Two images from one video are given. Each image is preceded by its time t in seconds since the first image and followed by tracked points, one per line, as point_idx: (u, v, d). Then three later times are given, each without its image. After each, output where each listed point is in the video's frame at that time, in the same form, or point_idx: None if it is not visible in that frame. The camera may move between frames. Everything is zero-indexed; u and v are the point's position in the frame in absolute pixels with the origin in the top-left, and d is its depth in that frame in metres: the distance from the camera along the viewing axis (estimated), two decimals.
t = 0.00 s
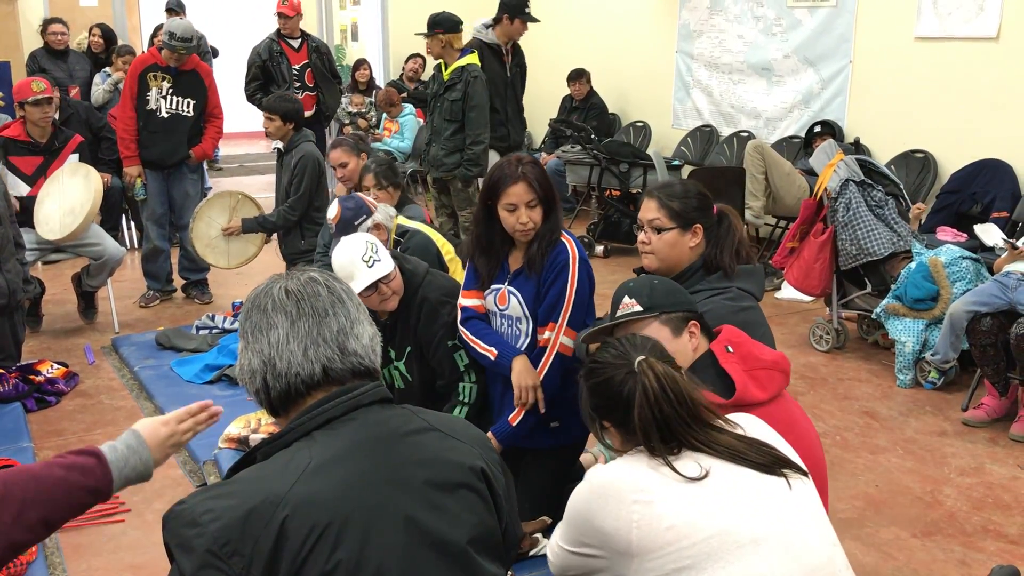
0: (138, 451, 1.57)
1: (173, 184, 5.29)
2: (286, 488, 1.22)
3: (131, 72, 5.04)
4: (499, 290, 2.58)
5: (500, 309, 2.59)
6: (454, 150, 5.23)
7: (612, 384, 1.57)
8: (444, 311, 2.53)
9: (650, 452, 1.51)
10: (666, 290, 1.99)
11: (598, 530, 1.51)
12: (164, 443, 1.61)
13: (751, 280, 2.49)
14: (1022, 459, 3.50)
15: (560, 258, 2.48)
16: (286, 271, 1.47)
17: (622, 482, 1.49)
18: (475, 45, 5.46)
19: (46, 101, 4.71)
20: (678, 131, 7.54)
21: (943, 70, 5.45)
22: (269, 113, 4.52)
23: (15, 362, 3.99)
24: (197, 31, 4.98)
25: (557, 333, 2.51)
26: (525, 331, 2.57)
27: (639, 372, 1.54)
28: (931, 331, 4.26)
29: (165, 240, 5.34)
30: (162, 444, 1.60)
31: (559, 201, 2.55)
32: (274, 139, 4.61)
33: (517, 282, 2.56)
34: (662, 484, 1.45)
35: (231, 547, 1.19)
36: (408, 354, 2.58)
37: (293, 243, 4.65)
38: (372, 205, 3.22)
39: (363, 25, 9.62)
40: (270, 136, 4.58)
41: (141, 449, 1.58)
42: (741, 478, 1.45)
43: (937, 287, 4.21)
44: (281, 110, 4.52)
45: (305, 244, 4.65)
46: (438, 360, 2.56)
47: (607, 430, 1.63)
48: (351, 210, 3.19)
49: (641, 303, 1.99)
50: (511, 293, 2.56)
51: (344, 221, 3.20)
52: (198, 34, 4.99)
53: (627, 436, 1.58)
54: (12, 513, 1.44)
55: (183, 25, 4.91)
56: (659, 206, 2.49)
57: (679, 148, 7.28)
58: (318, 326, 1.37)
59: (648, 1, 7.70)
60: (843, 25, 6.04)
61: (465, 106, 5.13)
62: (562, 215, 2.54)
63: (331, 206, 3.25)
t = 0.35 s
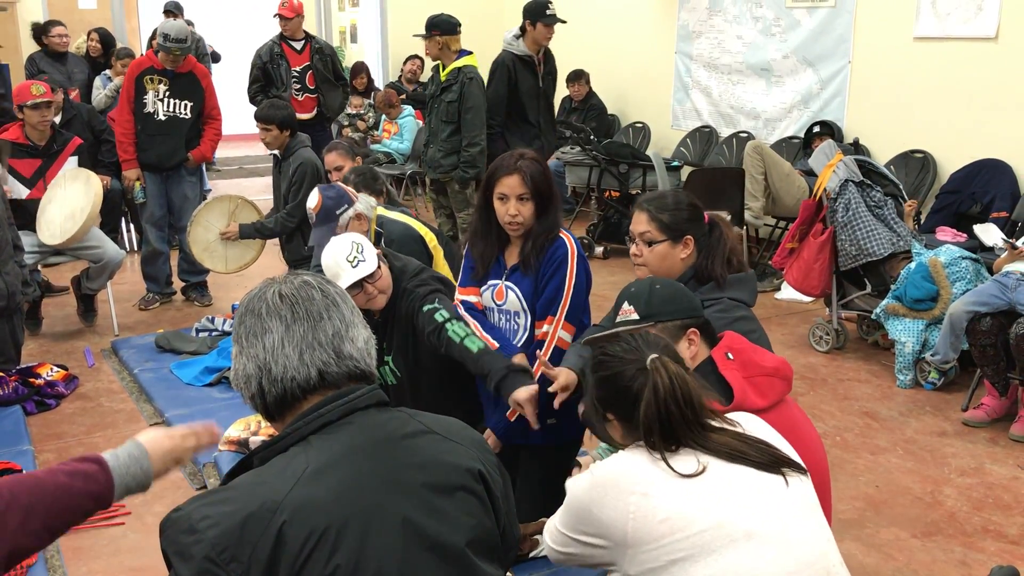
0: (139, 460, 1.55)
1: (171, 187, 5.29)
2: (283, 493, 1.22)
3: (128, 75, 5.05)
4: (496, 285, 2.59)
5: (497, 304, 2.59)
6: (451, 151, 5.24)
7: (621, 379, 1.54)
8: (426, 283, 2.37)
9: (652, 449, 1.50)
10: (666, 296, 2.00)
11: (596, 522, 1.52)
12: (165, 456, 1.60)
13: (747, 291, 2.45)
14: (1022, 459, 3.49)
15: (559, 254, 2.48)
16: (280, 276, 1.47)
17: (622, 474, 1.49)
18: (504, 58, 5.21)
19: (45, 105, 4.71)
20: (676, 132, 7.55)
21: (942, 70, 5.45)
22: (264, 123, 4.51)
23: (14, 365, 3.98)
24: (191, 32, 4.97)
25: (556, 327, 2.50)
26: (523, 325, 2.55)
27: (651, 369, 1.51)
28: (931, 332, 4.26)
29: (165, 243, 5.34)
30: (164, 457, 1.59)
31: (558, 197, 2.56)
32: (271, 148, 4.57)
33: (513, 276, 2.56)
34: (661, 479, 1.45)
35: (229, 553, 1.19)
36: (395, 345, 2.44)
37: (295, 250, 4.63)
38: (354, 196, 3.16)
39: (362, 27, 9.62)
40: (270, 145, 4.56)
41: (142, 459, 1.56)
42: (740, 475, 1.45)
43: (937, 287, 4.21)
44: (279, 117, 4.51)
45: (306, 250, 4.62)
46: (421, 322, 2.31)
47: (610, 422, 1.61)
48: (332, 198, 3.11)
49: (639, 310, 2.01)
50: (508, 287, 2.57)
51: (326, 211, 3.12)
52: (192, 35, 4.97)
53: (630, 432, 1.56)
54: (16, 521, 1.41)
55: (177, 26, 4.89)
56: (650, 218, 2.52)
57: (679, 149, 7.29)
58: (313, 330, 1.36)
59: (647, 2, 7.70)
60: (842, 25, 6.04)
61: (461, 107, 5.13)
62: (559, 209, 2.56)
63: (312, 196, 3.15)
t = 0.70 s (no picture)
0: (141, 508, 1.57)
1: (173, 189, 5.30)
2: (285, 495, 1.22)
3: (129, 78, 5.05)
4: (503, 281, 2.60)
5: (505, 300, 2.61)
6: (452, 152, 5.24)
7: (629, 376, 1.56)
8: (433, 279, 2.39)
9: (661, 446, 1.50)
10: (634, 308, 1.99)
11: (601, 526, 1.51)
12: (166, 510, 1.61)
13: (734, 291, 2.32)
14: None
15: (566, 250, 2.48)
16: (280, 277, 1.47)
17: (629, 477, 1.49)
18: (543, 50, 4.96)
19: (47, 108, 4.72)
20: (678, 132, 7.54)
21: (944, 70, 5.44)
22: (261, 136, 4.54)
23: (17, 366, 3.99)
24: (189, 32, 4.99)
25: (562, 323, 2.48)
26: (530, 320, 2.56)
27: (660, 366, 1.53)
28: (933, 332, 4.25)
29: (167, 244, 5.35)
30: (165, 511, 1.61)
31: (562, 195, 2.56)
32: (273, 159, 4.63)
33: (520, 271, 2.57)
34: (667, 481, 1.46)
35: (231, 555, 1.20)
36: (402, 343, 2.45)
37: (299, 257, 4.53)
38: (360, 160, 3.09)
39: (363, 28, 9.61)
40: (269, 158, 4.62)
41: (145, 508, 1.58)
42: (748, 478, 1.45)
43: (939, 287, 4.21)
44: (275, 132, 4.55)
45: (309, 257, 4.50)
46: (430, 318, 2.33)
47: (617, 421, 1.62)
48: (340, 159, 3.03)
49: (605, 318, 2.02)
50: (515, 283, 2.58)
51: (331, 170, 3.03)
52: (190, 34, 4.99)
53: (639, 429, 1.57)
54: (25, 546, 1.44)
55: (175, 27, 4.92)
56: (624, 236, 2.38)
57: (681, 149, 7.29)
58: (314, 332, 1.36)
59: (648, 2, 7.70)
60: (843, 25, 6.03)
61: (463, 108, 5.14)
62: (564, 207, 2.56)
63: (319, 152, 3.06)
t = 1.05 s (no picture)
0: (145, 472, 1.56)
1: (174, 187, 5.30)
2: (286, 491, 1.22)
3: (129, 77, 5.06)
4: (502, 281, 2.61)
5: (504, 300, 2.62)
6: (454, 151, 5.24)
7: (614, 384, 1.56)
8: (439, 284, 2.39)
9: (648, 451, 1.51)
10: (541, 361, 2.05)
11: (598, 530, 1.51)
12: (168, 467, 1.61)
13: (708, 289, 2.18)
14: None
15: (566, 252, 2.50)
16: (286, 274, 1.46)
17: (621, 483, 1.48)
18: (598, 47, 4.86)
19: (47, 105, 4.74)
20: (679, 131, 7.54)
21: (945, 69, 5.44)
22: (254, 136, 4.51)
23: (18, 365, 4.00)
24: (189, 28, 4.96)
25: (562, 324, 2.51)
26: (532, 320, 2.59)
27: (641, 370, 1.54)
28: (934, 331, 4.24)
29: (168, 243, 5.35)
30: (167, 468, 1.60)
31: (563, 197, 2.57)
32: (268, 157, 4.62)
33: (519, 273, 2.58)
34: (660, 483, 1.45)
35: (232, 552, 1.19)
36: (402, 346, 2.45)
37: (299, 254, 4.64)
38: (356, 146, 3.16)
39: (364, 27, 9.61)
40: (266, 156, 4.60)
41: (148, 471, 1.57)
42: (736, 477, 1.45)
43: (941, 286, 4.20)
44: (267, 130, 4.51)
45: (311, 254, 4.63)
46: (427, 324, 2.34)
47: (605, 430, 1.63)
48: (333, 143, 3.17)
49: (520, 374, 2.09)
50: (514, 284, 2.59)
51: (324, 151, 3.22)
52: (190, 31, 4.96)
53: (626, 434, 1.58)
54: (35, 529, 1.41)
55: (175, 24, 4.89)
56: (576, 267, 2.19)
57: (682, 148, 7.29)
58: (337, 324, 1.37)
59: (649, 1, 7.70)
60: (844, 24, 6.03)
61: (465, 108, 5.14)
62: (565, 210, 2.57)
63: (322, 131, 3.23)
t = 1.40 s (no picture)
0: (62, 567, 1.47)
1: (173, 185, 5.30)
2: (274, 484, 1.22)
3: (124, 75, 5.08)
4: (491, 284, 2.63)
5: (492, 302, 2.63)
6: (453, 149, 5.24)
7: (624, 368, 1.58)
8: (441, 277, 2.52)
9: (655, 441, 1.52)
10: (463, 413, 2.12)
11: (599, 535, 1.44)
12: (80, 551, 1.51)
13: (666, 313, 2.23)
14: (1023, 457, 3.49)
15: (544, 258, 2.47)
16: (267, 274, 1.46)
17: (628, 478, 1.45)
18: (651, 45, 4.86)
19: (43, 101, 4.72)
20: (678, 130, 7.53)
21: (943, 68, 5.44)
22: (241, 145, 4.47)
23: (15, 363, 3.99)
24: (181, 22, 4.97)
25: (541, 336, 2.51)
26: (513, 324, 2.60)
27: (653, 357, 1.57)
28: (932, 330, 4.24)
29: (165, 242, 5.34)
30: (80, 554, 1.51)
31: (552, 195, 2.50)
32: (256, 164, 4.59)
33: (506, 276, 2.58)
34: (666, 480, 1.43)
35: (221, 545, 1.19)
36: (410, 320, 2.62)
37: (299, 246, 4.66)
38: (356, 145, 3.21)
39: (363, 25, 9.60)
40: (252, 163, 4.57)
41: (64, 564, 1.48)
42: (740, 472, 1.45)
43: (939, 285, 4.21)
44: (252, 138, 4.46)
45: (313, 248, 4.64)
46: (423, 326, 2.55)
47: (607, 416, 1.63)
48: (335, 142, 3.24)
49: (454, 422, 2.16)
50: (500, 287, 2.60)
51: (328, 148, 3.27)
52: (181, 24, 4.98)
53: (631, 422, 1.58)
54: None
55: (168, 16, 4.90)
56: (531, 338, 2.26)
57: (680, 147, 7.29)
58: (305, 326, 1.36)
59: None
60: (843, 23, 6.03)
61: (464, 106, 5.14)
62: (553, 210, 2.51)
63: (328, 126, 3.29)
